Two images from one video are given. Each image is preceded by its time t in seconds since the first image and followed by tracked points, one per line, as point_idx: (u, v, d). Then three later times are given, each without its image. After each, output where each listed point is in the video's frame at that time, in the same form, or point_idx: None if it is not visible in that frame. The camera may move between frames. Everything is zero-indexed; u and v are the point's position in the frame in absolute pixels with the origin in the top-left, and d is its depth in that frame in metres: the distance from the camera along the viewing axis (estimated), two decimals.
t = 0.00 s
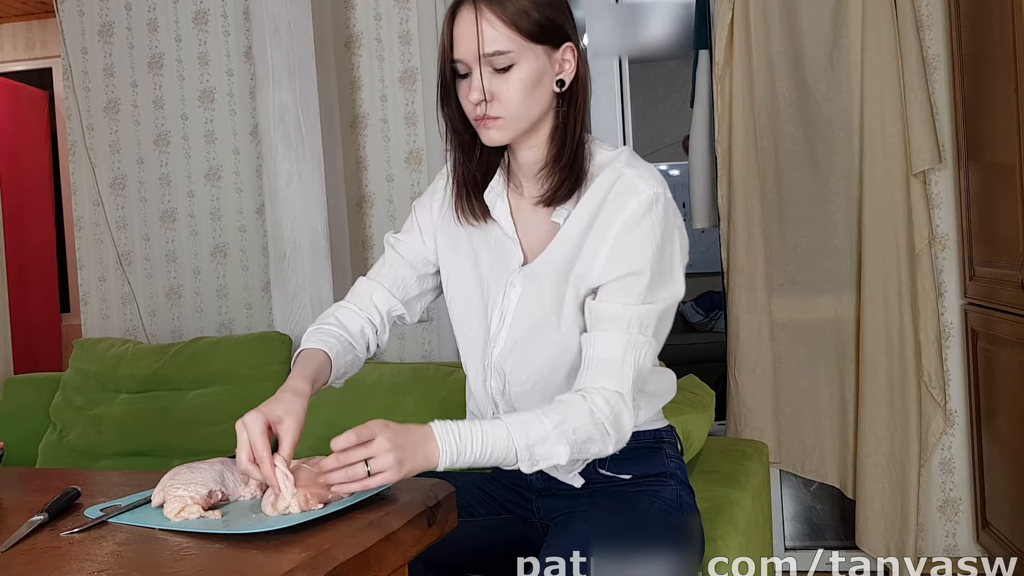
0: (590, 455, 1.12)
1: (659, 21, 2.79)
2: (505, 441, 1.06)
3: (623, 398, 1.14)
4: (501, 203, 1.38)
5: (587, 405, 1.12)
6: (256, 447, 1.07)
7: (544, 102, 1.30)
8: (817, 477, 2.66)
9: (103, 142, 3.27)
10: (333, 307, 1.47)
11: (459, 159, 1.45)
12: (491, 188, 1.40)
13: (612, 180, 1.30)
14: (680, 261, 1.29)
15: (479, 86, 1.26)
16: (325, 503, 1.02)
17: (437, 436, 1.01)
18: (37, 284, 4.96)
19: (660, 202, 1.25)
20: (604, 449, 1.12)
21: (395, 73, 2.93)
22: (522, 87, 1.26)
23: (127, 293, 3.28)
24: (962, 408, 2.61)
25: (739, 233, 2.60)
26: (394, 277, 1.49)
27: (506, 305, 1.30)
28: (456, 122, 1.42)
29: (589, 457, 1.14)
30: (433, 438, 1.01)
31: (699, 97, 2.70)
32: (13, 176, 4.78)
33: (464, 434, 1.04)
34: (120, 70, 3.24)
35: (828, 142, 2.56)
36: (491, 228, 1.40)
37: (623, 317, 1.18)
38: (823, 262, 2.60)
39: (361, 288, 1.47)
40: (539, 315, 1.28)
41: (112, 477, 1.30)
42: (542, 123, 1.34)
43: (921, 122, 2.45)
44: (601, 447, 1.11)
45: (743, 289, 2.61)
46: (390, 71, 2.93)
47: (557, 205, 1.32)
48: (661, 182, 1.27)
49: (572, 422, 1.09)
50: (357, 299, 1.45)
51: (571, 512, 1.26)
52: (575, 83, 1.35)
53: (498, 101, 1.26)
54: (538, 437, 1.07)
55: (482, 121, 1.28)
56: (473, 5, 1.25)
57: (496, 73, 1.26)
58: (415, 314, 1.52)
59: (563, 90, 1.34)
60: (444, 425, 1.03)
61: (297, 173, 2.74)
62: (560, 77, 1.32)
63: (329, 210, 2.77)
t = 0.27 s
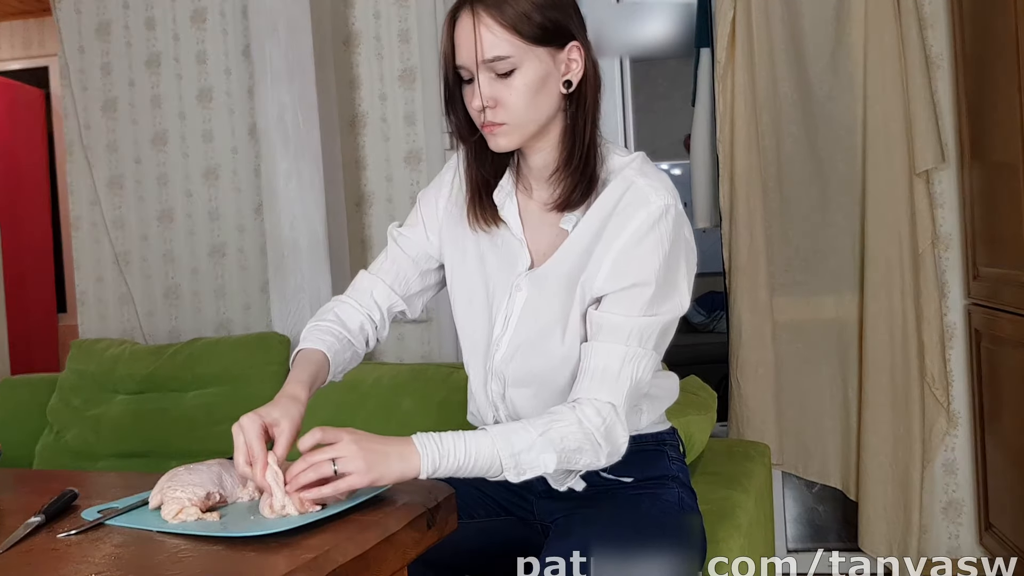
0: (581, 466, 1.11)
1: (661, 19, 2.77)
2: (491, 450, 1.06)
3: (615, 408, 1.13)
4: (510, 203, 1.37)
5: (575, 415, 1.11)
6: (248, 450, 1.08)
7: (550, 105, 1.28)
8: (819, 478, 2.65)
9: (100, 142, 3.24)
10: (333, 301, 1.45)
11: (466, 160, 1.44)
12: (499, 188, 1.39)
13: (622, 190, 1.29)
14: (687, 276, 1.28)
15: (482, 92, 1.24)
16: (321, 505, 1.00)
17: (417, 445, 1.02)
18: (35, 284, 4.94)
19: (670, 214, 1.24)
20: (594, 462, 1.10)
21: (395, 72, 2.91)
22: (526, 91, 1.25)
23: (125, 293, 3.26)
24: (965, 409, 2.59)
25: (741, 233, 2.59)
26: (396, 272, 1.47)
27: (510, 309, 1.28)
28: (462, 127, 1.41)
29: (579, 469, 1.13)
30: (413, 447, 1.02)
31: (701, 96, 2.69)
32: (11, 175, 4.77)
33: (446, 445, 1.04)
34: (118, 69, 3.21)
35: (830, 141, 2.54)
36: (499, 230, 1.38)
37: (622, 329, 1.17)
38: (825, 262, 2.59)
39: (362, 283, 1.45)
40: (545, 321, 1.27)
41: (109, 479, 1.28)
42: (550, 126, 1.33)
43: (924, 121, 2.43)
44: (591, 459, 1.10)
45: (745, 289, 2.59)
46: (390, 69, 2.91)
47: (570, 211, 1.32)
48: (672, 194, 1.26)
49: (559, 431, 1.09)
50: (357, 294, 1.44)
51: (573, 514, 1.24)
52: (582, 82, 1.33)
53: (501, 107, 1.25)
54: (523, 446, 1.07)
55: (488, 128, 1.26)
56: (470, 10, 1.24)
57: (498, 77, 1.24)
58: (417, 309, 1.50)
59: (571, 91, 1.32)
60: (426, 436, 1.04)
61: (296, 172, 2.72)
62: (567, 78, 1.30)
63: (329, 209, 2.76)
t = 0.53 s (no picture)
0: (584, 463, 1.13)
1: (659, 21, 2.79)
2: (490, 446, 1.08)
3: (618, 404, 1.15)
4: (513, 204, 1.38)
5: (577, 412, 1.13)
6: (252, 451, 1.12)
7: (547, 106, 1.30)
8: (817, 477, 2.66)
9: (104, 142, 3.27)
10: (337, 306, 1.48)
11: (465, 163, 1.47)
12: (503, 189, 1.41)
13: (626, 189, 1.30)
14: (693, 271, 1.30)
15: (480, 98, 1.26)
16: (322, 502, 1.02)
17: (414, 440, 1.05)
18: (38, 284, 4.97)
19: (675, 212, 1.26)
20: (598, 459, 1.13)
21: (395, 74, 2.93)
22: (522, 95, 1.26)
23: (128, 293, 3.28)
24: (962, 408, 2.61)
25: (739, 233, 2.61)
26: (398, 276, 1.50)
27: (515, 309, 1.30)
28: (462, 134, 1.44)
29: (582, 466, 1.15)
30: (410, 442, 1.05)
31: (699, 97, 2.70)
32: (13, 176, 4.79)
33: (443, 441, 1.06)
34: (120, 70, 3.24)
35: (827, 142, 2.56)
36: (504, 232, 1.40)
37: (625, 326, 1.18)
38: (823, 262, 2.61)
39: (364, 287, 1.48)
40: (550, 321, 1.29)
41: (113, 477, 1.30)
42: (551, 128, 1.35)
43: (920, 122, 2.45)
44: (595, 456, 1.12)
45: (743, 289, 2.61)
46: (390, 71, 2.93)
47: (574, 212, 1.34)
48: (675, 193, 1.28)
49: (560, 428, 1.11)
50: (360, 299, 1.46)
51: (572, 513, 1.27)
52: (580, 83, 1.34)
53: (499, 112, 1.27)
54: (522, 442, 1.09)
55: (487, 133, 1.29)
56: (464, 18, 1.26)
57: (494, 83, 1.26)
58: (420, 311, 1.53)
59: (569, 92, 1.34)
60: (424, 431, 1.06)
61: (297, 173, 2.74)
62: (564, 79, 1.32)
63: (330, 210, 2.78)
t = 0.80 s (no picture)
0: (584, 466, 1.12)
1: (660, 20, 2.78)
2: (488, 449, 1.07)
3: (618, 406, 1.14)
4: (513, 206, 1.38)
5: (577, 414, 1.12)
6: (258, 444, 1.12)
7: (545, 107, 1.29)
8: (817, 478, 2.66)
9: (102, 142, 3.27)
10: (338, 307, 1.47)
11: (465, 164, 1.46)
12: (503, 189, 1.40)
13: (625, 188, 1.30)
14: (692, 273, 1.29)
15: (477, 100, 1.26)
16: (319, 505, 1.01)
17: (411, 444, 1.04)
18: (37, 285, 4.96)
19: (674, 211, 1.25)
20: (599, 461, 1.12)
21: (395, 73, 2.92)
22: (519, 95, 1.26)
23: (126, 293, 3.27)
24: (963, 408, 2.61)
25: (740, 233, 2.60)
26: (400, 277, 1.49)
27: (515, 310, 1.30)
28: (461, 134, 1.43)
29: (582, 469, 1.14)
30: (407, 446, 1.04)
31: (699, 97, 2.70)
32: (12, 175, 4.78)
33: (442, 445, 1.05)
34: (119, 70, 3.23)
35: (828, 142, 2.56)
36: (504, 232, 1.39)
37: (625, 326, 1.18)
38: (823, 262, 2.60)
39: (365, 288, 1.47)
40: (549, 322, 1.29)
41: (111, 477, 1.30)
42: (549, 128, 1.34)
43: (921, 121, 2.44)
44: (595, 458, 1.12)
45: (744, 289, 2.60)
46: (390, 70, 2.93)
47: (573, 212, 1.33)
48: (675, 192, 1.27)
49: (559, 429, 1.11)
50: (361, 300, 1.45)
51: (572, 513, 1.26)
52: (578, 83, 1.33)
53: (496, 113, 1.26)
54: (521, 444, 1.09)
55: (486, 134, 1.28)
56: (459, 19, 1.25)
57: (491, 84, 1.26)
58: (422, 313, 1.52)
59: (567, 92, 1.33)
60: (422, 434, 1.05)
61: (297, 173, 2.74)
62: (562, 79, 1.31)
63: (329, 210, 2.77)
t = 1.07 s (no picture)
0: (584, 465, 1.12)
1: (659, 20, 2.78)
2: (487, 448, 1.07)
3: (618, 404, 1.14)
4: (514, 205, 1.38)
5: (576, 412, 1.12)
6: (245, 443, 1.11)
7: (543, 107, 1.29)
8: (817, 478, 2.66)
9: (103, 142, 3.27)
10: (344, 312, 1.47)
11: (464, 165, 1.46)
12: (503, 189, 1.41)
13: (624, 187, 1.30)
14: (692, 272, 1.29)
15: (474, 101, 1.26)
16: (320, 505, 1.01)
17: (410, 444, 1.04)
18: (37, 285, 4.96)
19: (673, 210, 1.25)
20: (599, 460, 1.12)
21: (395, 73, 2.93)
22: (516, 95, 1.26)
23: (127, 293, 3.27)
24: (963, 408, 2.61)
25: (739, 233, 2.60)
26: (405, 279, 1.49)
27: (515, 309, 1.30)
28: (459, 134, 1.43)
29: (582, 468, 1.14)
30: (406, 446, 1.04)
31: (699, 97, 2.70)
32: (12, 175, 4.78)
33: (441, 444, 1.06)
34: (120, 70, 3.23)
35: (828, 142, 2.56)
36: (503, 232, 1.39)
37: (625, 324, 1.18)
38: (823, 262, 2.60)
39: (371, 292, 1.47)
40: (549, 322, 1.29)
41: (112, 477, 1.30)
42: (547, 128, 1.34)
43: (921, 121, 2.45)
44: (595, 457, 1.11)
45: (744, 289, 2.60)
46: (390, 70, 2.93)
47: (572, 211, 1.33)
48: (674, 191, 1.27)
49: (558, 428, 1.11)
50: (367, 303, 1.45)
51: (572, 513, 1.26)
52: (575, 82, 1.33)
53: (494, 114, 1.26)
54: (520, 444, 1.09)
55: (483, 135, 1.28)
56: (454, 22, 1.25)
57: (488, 84, 1.26)
58: (428, 314, 1.53)
59: (564, 91, 1.32)
60: (421, 435, 1.06)
61: (297, 173, 2.74)
62: (558, 78, 1.31)
63: (329, 210, 2.77)
